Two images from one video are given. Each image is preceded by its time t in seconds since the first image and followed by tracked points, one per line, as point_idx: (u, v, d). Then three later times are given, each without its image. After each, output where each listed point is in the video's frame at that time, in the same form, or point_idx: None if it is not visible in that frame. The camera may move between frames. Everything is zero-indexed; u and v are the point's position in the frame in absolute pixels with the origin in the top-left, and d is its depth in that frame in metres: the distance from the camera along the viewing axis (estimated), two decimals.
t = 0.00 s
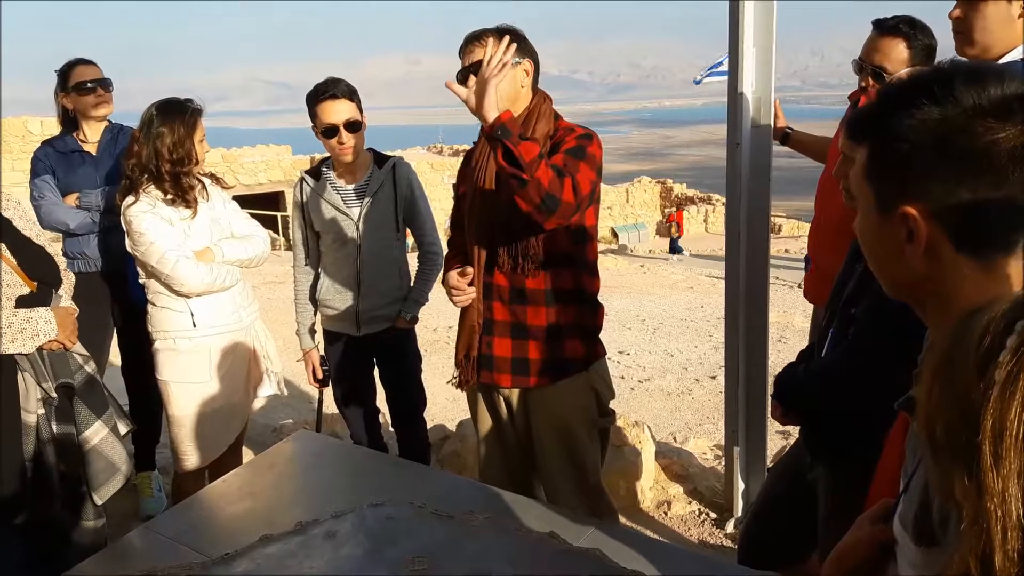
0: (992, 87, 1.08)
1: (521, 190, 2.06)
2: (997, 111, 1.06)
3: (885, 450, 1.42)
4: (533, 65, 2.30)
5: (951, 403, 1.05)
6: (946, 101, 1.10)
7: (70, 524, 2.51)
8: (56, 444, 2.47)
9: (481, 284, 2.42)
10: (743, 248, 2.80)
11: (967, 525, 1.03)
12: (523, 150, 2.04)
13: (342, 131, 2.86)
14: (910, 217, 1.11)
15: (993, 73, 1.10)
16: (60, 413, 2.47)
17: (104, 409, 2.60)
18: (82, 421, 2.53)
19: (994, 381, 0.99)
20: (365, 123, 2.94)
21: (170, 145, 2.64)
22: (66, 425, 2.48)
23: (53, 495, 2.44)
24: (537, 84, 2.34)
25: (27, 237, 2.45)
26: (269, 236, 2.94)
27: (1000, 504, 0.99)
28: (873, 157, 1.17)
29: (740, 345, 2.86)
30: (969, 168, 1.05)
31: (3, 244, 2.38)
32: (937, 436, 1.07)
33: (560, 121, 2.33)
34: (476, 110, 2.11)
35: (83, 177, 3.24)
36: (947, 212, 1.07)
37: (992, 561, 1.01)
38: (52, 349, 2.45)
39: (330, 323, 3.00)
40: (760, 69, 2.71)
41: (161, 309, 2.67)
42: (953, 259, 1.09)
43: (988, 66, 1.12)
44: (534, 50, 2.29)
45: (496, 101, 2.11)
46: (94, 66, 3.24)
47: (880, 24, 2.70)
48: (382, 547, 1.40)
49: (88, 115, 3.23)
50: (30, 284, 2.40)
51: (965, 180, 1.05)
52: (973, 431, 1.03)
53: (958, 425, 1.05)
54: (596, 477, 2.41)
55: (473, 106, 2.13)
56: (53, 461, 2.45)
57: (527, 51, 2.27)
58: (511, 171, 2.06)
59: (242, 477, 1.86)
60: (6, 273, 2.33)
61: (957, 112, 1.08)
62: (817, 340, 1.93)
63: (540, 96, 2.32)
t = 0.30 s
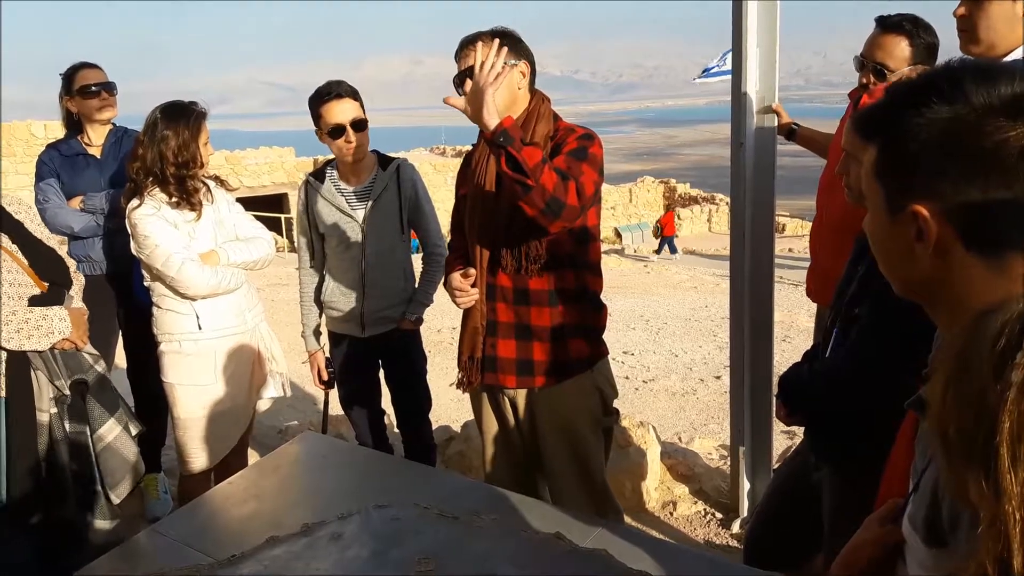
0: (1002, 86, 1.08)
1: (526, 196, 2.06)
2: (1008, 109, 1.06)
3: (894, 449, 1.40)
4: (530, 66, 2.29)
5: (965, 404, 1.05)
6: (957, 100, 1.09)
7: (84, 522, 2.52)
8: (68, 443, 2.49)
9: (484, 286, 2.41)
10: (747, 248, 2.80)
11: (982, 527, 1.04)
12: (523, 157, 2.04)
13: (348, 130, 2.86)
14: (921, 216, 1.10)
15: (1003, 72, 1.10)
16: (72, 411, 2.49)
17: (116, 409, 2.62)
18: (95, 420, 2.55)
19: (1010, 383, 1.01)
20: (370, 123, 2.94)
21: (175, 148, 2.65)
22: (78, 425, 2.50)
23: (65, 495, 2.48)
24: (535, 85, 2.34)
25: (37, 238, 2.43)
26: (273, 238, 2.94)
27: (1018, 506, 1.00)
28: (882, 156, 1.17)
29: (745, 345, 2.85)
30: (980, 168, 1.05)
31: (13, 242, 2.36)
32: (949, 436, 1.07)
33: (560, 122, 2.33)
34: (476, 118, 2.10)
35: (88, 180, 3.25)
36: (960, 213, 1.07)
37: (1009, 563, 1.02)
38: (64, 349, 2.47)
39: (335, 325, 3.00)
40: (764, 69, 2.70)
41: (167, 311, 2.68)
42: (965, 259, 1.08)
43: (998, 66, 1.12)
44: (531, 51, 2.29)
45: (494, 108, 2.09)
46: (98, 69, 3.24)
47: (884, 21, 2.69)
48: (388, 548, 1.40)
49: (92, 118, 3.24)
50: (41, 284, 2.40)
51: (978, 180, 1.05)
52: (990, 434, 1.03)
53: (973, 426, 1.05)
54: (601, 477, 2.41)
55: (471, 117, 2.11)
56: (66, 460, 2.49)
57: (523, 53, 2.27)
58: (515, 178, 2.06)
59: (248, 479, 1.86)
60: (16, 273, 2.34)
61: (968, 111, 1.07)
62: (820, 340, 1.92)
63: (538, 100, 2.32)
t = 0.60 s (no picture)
0: (1003, 82, 1.08)
1: (527, 191, 2.05)
2: (1010, 105, 1.05)
3: (891, 445, 1.40)
4: (530, 60, 2.29)
5: (971, 401, 1.07)
6: (958, 96, 1.09)
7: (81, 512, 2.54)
8: (67, 433, 2.50)
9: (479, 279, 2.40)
10: (744, 246, 2.79)
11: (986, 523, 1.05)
12: (525, 152, 2.03)
13: (348, 119, 2.85)
14: (923, 212, 1.09)
15: (1004, 68, 1.10)
16: (71, 402, 2.48)
17: (112, 400, 2.65)
18: (92, 410, 2.57)
19: (1016, 377, 1.02)
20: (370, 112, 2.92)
21: (172, 139, 2.63)
22: (77, 415, 2.50)
23: (66, 484, 2.48)
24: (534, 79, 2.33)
25: (37, 227, 2.43)
26: (270, 231, 2.92)
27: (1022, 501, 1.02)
28: (882, 152, 1.17)
29: (741, 343, 2.85)
30: (981, 164, 1.05)
31: (13, 233, 2.36)
32: (954, 431, 1.09)
33: (559, 118, 2.33)
34: (476, 114, 2.10)
35: (84, 170, 3.24)
36: (961, 211, 1.06)
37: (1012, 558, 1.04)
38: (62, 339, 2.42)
39: (331, 318, 2.99)
40: (764, 67, 2.70)
41: (161, 303, 2.67)
42: (968, 254, 1.07)
43: (998, 63, 1.12)
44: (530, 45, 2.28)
45: (496, 103, 2.08)
46: (94, 58, 3.22)
47: (884, 22, 2.69)
48: (383, 543, 1.40)
49: (88, 108, 3.22)
50: (41, 275, 2.38)
51: (980, 177, 1.04)
52: (995, 429, 1.05)
53: (980, 421, 1.06)
54: (596, 473, 2.41)
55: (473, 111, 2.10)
56: (65, 450, 2.49)
57: (522, 47, 2.26)
58: (516, 173, 2.06)
59: (242, 472, 1.85)
60: (17, 262, 2.32)
61: (970, 107, 1.07)
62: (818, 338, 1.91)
63: (537, 94, 2.30)
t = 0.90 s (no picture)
0: (1000, 79, 1.08)
1: (528, 189, 2.07)
2: (1009, 101, 1.06)
3: (890, 445, 1.42)
4: (528, 58, 2.30)
5: (976, 396, 1.10)
6: (956, 93, 1.10)
7: (84, 506, 2.55)
8: (69, 428, 2.52)
9: (479, 277, 2.41)
10: (742, 244, 2.80)
11: (990, 515, 1.08)
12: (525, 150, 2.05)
13: (339, 117, 2.86)
14: (924, 209, 1.10)
15: (1001, 65, 1.10)
16: (72, 397, 2.50)
17: (115, 394, 2.61)
18: (93, 405, 2.54)
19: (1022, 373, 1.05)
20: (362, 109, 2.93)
21: (173, 136, 2.64)
22: (79, 410, 2.51)
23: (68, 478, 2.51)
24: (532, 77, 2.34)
25: (38, 223, 2.44)
26: (270, 229, 2.93)
27: None
28: (881, 150, 1.18)
29: (739, 342, 2.87)
30: (981, 163, 1.06)
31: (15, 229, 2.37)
32: (960, 424, 1.12)
33: (557, 116, 2.34)
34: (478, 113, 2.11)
35: (84, 168, 3.24)
36: (961, 209, 1.07)
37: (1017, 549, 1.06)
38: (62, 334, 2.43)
39: (331, 315, 3.00)
40: (761, 66, 2.71)
41: (162, 300, 2.67)
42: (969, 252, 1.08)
43: (995, 60, 1.12)
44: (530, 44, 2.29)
45: (497, 102, 2.09)
46: (94, 56, 3.21)
47: (881, 25, 2.70)
48: (383, 539, 1.41)
49: (88, 106, 3.22)
50: (43, 271, 2.39)
51: (980, 176, 1.06)
52: (1002, 422, 1.08)
53: (986, 416, 1.09)
54: (595, 470, 2.43)
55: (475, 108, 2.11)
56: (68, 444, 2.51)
57: (521, 46, 2.27)
58: (517, 171, 2.07)
59: (242, 469, 1.86)
60: (20, 258, 2.33)
61: (967, 104, 1.08)
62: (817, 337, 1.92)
63: (536, 92, 2.31)
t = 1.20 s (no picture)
0: (989, 79, 1.08)
1: (524, 190, 2.07)
2: (998, 100, 1.06)
3: (883, 442, 1.43)
4: (522, 59, 2.29)
5: (964, 395, 1.09)
6: (947, 93, 1.10)
7: (75, 510, 2.52)
8: (58, 432, 2.48)
9: (473, 277, 2.41)
10: (737, 243, 2.81)
11: (980, 517, 1.07)
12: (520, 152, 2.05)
13: (323, 116, 2.85)
14: (917, 208, 1.10)
15: (992, 65, 1.10)
16: (60, 401, 2.49)
17: (103, 399, 2.66)
18: (81, 409, 2.58)
19: (1012, 373, 1.03)
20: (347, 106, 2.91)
21: (169, 137, 2.63)
22: (67, 414, 2.50)
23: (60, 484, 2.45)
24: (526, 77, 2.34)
25: (34, 225, 2.45)
26: (265, 229, 2.92)
27: (1016, 496, 1.03)
28: (874, 150, 1.18)
29: (734, 341, 2.87)
30: (972, 162, 1.06)
31: (10, 232, 2.40)
32: (950, 424, 1.10)
33: (551, 116, 2.34)
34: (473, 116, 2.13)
35: (79, 168, 3.23)
36: (953, 208, 1.08)
37: (1006, 553, 1.05)
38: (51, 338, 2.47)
39: (328, 315, 3.00)
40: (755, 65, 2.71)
41: (157, 301, 2.67)
42: (959, 250, 1.09)
43: (987, 60, 1.12)
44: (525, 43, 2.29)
45: (492, 103, 2.10)
46: (89, 56, 3.20)
47: (874, 26, 2.71)
48: (378, 540, 1.40)
49: (83, 106, 3.20)
50: (36, 273, 2.42)
51: (970, 175, 1.06)
52: (991, 422, 1.07)
53: (976, 415, 1.08)
54: (590, 469, 2.43)
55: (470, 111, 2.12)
56: (58, 449, 2.46)
57: (514, 46, 2.27)
58: (513, 172, 2.07)
59: (237, 469, 1.85)
60: (12, 262, 2.36)
61: (957, 102, 1.08)
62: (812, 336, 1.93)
63: (530, 92, 2.31)
